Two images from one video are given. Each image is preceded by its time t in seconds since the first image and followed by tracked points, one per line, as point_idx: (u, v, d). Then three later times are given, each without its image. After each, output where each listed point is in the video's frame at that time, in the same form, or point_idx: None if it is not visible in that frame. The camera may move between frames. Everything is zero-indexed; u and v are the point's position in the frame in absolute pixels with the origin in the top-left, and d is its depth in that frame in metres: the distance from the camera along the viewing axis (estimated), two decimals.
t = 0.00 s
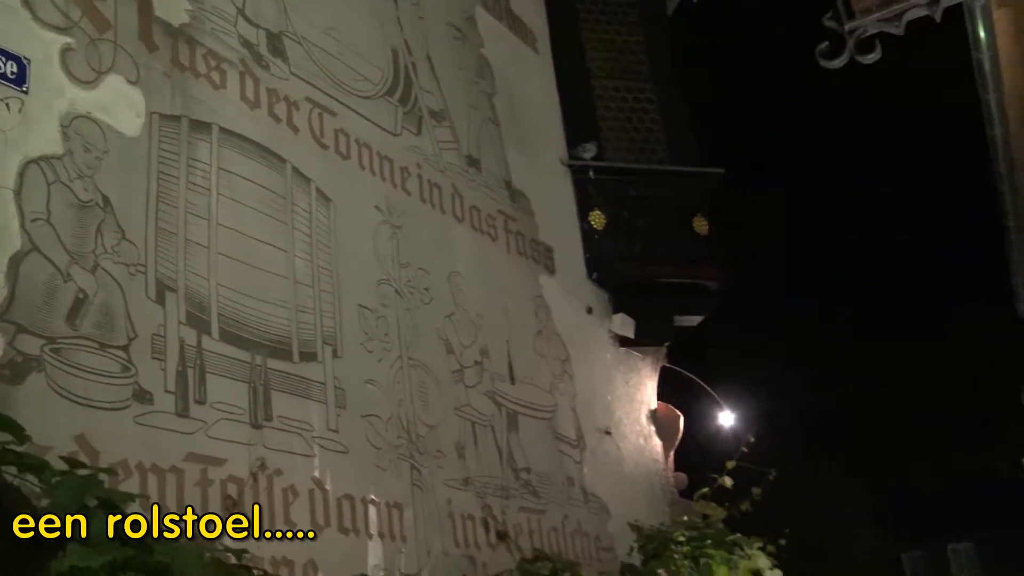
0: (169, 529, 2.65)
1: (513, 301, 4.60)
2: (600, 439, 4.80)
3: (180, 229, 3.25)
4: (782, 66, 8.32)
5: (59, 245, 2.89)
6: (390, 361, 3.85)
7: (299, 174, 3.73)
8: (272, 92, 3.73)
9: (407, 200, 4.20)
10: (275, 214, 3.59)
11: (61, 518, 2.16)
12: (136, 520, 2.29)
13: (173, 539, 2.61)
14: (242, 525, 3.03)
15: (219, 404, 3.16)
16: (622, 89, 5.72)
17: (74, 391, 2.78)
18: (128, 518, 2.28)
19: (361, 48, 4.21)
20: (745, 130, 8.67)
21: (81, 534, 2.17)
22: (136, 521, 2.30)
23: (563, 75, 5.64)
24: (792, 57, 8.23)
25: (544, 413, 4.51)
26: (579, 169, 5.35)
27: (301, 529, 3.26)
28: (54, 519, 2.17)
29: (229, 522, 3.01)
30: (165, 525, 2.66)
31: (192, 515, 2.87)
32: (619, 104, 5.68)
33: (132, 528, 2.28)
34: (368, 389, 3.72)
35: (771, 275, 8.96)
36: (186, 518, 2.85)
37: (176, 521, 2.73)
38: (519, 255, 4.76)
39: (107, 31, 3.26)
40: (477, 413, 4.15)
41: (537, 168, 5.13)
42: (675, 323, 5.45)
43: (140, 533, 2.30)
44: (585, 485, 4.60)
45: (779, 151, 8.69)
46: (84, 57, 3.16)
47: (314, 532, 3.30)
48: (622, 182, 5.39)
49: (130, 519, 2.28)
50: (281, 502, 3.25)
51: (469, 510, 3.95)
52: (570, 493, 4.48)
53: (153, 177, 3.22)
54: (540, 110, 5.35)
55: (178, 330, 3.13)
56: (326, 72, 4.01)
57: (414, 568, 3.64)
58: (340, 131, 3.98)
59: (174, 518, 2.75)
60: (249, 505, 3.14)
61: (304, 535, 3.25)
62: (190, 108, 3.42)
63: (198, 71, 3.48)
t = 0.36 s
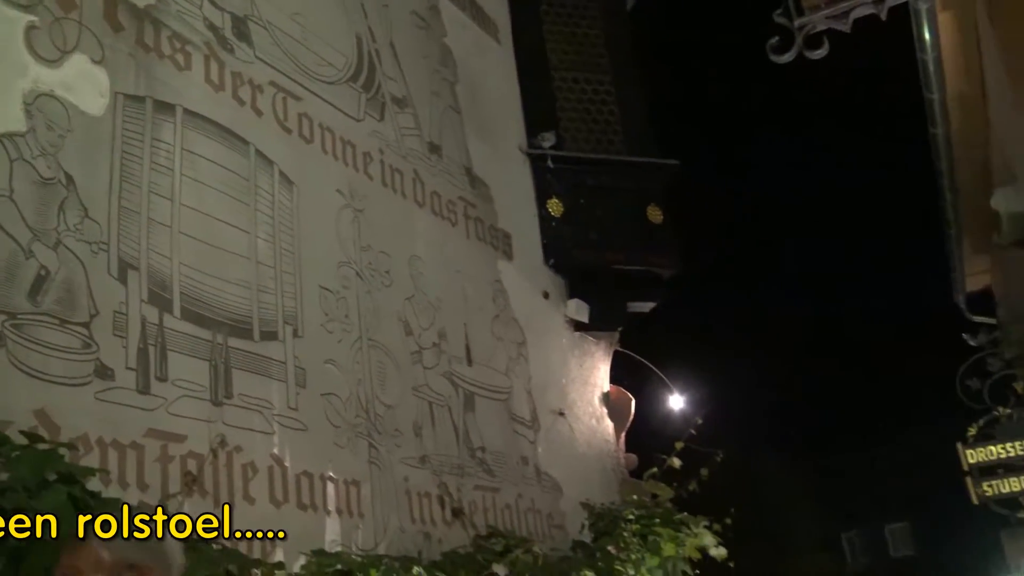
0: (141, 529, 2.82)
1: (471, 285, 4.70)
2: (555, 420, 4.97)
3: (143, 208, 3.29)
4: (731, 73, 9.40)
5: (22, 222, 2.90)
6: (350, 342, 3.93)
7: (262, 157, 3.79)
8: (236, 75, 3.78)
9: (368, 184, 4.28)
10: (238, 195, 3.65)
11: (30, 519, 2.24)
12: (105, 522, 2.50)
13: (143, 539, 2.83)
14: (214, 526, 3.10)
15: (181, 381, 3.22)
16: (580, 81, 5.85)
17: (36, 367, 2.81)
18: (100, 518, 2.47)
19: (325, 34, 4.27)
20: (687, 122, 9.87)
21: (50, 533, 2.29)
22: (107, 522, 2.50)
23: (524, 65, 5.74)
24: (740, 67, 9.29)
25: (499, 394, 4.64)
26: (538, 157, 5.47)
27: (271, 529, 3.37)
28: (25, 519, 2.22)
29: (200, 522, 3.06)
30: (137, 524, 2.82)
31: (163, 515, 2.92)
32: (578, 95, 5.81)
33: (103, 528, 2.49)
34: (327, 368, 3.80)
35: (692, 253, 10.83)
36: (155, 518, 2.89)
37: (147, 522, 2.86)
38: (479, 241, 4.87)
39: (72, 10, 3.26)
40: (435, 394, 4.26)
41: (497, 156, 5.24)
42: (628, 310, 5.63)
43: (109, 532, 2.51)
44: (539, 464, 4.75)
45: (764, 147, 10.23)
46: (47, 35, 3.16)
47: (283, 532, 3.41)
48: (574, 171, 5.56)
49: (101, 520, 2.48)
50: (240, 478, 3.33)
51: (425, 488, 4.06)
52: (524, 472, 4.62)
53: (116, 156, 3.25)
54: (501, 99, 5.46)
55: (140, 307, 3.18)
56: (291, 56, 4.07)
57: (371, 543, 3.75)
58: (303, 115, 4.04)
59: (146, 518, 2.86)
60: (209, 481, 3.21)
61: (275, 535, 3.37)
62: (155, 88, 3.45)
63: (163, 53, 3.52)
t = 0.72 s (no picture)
0: (111, 529, 2.40)
1: (436, 262, 4.81)
2: (515, 394, 5.12)
3: (113, 179, 3.34)
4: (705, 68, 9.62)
5: None
6: (316, 314, 4.02)
7: (233, 131, 3.85)
8: (207, 49, 3.83)
9: (337, 161, 4.36)
10: (207, 168, 3.70)
11: None
12: (78, 521, 2.36)
13: (114, 539, 2.41)
14: (183, 525, 2.75)
15: (147, 349, 3.28)
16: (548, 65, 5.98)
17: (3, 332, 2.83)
18: (69, 518, 2.35)
19: (297, 11, 4.33)
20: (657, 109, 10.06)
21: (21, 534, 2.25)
22: (77, 521, 2.36)
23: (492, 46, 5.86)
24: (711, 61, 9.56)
25: (461, 368, 4.77)
26: (504, 138, 5.62)
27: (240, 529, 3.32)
28: None
29: (170, 521, 2.72)
30: (109, 524, 2.39)
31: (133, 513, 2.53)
32: (545, 79, 5.95)
33: (72, 528, 2.35)
34: (293, 339, 3.88)
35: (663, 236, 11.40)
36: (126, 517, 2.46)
37: (119, 521, 2.42)
38: (444, 218, 4.98)
39: None
40: (398, 367, 4.37)
41: (464, 136, 5.34)
42: (589, 289, 5.78)
43: (81, 533, 2.37)
44: (499, 437, 4.89)
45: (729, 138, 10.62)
46: (18, 5, 3.15)
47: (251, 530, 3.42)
48: (541, 151, 5.69)
49: (71, 520, 2.35)
50: (206, 445, 3.39)
51: (388, 458, 4.17)
52: (484, 444, 4.76)
53: (87, 126, 3.28)
54: (469, 80, 5.56)
55: (107, 276, 3.23)
56: (262, 32, 4.12)
57: (333, 511, 3.84)
58: (274, 91, 4.10)
59: (117, 518, 2.41)
60: (174, 448, 3.26)
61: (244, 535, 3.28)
62: (125, 60, 3.49)
63: (135, 25, 3.56)
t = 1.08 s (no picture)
0: (81, 529, 2.35)
1: (403, 236, 4.82)
2: (479, 370, 5.19)
3: (75, 146, 3.27)
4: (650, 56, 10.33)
5: None
6: (281, 287, 4.00)
7: (198, 100, 3.81)
8: (172, 16, 3.77)
9: (304, 133, 4.33)
10: (171, 137, 3.65)
11: None
12: (48, 522, 2.34)
13: (85, 541, 2.34)
14: (154, 525, 2.61)
15: (108, 319, 3.24)
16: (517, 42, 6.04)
17: None
18: (40, 518, 2.34)
19: None
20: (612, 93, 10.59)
21: None
22: (47, 522, 2.34)
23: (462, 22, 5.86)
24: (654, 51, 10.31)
25: (427, 343, 4.80)
26: (473, 114, 5.62)
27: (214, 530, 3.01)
28: None
29: (141, 521, 2.57)
30: (76, 523, 2.35)
31: (103, 514, 2.40)
32: (514, 56, 5.99)
33: (43, 528, 2.33)
34: (257, 312, 3.86)
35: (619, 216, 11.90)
36: (95, 517, 2.38)
37: (88, 521, 2.37)
38: (412, 193, 4.98)
39: None
40: (362, 341, 4.37)
41: (432, 111, 5.34)
42: (554, 267, 5.83)
43: (52, 534, 2.34)
44: (462, 412, 4.95)
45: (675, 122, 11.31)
46: None
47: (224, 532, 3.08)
48: (512, 127, 5.68)
49: (40, 520, 2.33)
50: (166, 417, 3.36)
51: (351, 432, 4.18)
52: (448, 419, 4.80)
53: (48, 91, 3.21)
54: (438, 54, 5.55)
55: (67, 244, 3.17)
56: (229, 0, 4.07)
57: (295, 483, 3.84)
58: (240, 60, 4.05)
59: (87, 517, 2.37)
60: (134, 420, 3.22)
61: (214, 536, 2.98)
62: (89, 25, 3.41)
63: None
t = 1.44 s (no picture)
0: (53, 529, 2.36)
1: (374, 205, 4.82)
2: (449, 341, 5.24)
3: (40, 109, 3.18)
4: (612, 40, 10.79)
5: None
6: (249, 255, 3.97)
7: (166, 64, 3.75)
8: None
9: (274, 99, 4.29)
10: (138, 102, 3.59)
11: None
12: (19, 521, 2.30)
13: (56, 540, 2.36)
14: (124, 525, 2.64)
15: (74, 285, 3.17)
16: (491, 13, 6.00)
17: None
18: (11, 518, 2.29)
19: None
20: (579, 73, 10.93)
21: None
22: (18, 522, 2.30)
23: None
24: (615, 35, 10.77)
25: (396, 314, 4.82)
26: (446, 84, 5.62)
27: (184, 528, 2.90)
28: None
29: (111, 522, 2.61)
30: (49, 523, 2.35)
31: (74, 514, 2.40)
32: (488, 27, 5.97)
33: (14, 529, 2.28)
34: (225, 280, 3.83)
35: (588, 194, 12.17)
36: (66, 517, 2.39)
37: (60, 521, 2.37)
38: (383, 163, 4.97)
39: None
40: (332, 310, 4.37)
41: (405, 80, 5.32)
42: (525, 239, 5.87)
43: (23, 533, 2.29)
44: (431, 382, 4.99)
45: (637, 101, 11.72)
46: None
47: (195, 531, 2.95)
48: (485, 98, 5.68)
49: (11, 520, 2.29)
50: (133, 384, 3.31)
51: (319, 402, 4.18)
52: (416, 389, 4.84)
53: (13, 51, 3.11)
54: (411, 23, 5.54)
55: (32, 209, 3.08)
56: None
57: (262, 452, 3.83)
58: (210, 24, 3.99)
59: (58, 516, 2.37)
60: (100, 386, 3.16)
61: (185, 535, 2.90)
62: None
63: None
